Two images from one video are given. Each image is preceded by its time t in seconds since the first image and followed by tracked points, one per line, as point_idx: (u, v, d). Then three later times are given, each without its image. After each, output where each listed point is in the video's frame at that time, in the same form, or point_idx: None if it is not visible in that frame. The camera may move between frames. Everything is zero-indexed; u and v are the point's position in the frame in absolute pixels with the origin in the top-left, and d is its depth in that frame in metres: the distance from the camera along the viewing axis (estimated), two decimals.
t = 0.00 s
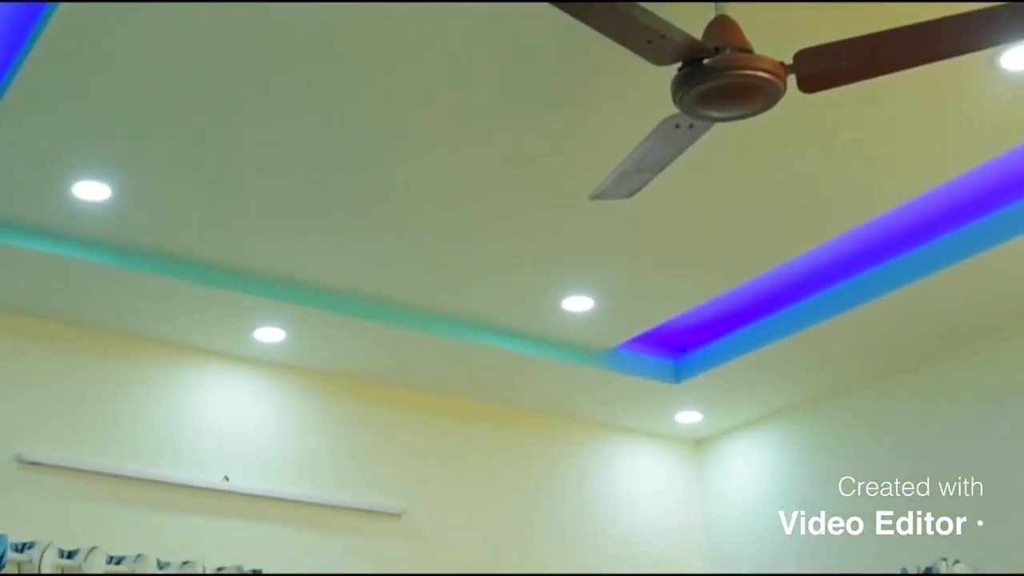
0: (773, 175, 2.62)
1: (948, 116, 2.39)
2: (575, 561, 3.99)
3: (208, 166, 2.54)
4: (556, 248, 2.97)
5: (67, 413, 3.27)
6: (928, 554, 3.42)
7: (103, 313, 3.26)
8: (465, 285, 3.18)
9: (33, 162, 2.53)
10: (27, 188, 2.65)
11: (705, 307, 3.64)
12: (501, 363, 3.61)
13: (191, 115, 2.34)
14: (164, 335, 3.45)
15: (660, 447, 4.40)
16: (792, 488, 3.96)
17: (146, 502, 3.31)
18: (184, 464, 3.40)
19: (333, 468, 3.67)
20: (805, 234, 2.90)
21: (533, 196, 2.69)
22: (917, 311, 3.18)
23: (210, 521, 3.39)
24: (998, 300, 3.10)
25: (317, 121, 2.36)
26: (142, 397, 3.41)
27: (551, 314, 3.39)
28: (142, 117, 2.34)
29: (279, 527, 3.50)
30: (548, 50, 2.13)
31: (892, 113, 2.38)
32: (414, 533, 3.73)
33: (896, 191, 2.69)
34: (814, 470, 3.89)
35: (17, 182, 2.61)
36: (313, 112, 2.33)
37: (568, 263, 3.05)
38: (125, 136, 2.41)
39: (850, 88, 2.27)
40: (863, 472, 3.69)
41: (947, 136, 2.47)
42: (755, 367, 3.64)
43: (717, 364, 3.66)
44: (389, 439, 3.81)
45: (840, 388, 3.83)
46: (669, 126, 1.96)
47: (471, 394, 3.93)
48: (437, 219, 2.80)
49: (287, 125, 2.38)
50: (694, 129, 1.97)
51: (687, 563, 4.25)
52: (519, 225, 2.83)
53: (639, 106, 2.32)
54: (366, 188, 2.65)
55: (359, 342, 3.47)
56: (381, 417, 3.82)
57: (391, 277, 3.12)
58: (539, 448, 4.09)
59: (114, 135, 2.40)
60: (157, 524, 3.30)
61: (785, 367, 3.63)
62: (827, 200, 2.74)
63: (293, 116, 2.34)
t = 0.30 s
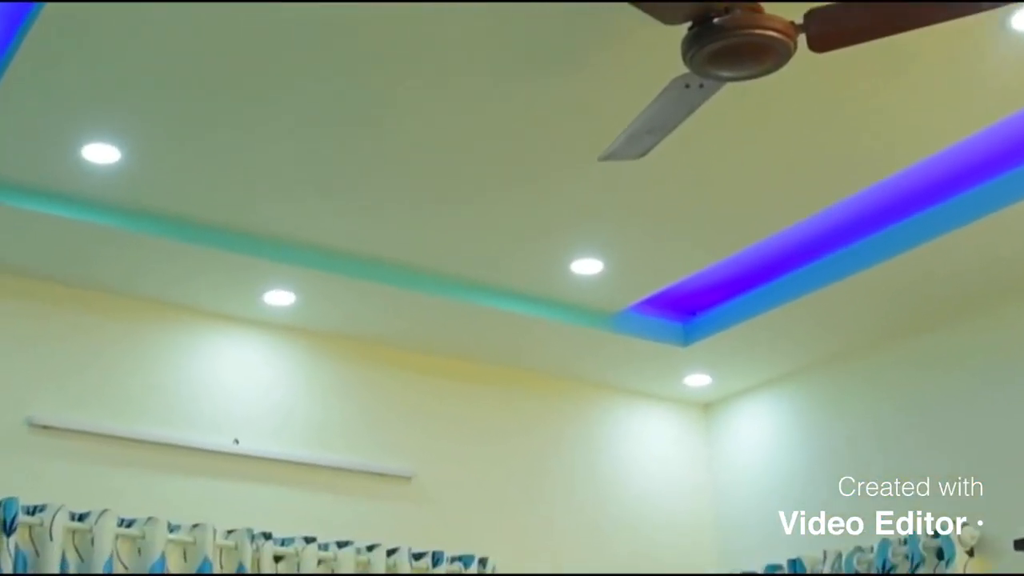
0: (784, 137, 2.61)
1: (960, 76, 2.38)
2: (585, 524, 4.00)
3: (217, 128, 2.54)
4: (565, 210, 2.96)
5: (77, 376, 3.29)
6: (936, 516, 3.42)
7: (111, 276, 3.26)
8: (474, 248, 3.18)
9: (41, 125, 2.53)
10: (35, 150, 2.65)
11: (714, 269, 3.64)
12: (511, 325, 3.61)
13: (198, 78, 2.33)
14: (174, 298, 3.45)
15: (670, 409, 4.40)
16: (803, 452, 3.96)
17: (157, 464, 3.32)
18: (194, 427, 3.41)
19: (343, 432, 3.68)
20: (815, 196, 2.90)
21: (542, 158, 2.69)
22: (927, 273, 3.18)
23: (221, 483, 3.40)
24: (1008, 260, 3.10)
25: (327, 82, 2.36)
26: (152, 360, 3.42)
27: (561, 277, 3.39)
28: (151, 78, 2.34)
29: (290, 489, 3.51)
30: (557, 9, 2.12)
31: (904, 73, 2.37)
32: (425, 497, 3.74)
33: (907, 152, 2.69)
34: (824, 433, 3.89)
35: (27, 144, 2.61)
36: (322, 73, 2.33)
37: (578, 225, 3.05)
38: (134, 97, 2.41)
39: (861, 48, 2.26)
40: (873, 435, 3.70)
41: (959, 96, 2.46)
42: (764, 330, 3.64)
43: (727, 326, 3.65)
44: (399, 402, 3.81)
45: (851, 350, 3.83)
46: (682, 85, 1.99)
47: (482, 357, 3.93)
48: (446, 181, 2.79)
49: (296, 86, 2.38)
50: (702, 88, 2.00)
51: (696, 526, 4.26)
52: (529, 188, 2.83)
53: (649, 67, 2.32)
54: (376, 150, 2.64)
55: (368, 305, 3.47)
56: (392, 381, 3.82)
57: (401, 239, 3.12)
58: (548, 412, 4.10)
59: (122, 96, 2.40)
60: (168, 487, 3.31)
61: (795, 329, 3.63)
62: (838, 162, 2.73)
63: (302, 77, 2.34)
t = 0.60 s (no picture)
0: (792, 109, 2.61)
1: (970, 48, 2.38)
2: (592, 495, 4.01)
3: (225, 100, 2.54)
4: (572, 183, 2.96)
5: (85, 348, 3.30)
6: (943, 487, 3.43)
7: (119, 249, 3.27)
8: (482, 219, 3.18)
9: (48, 97, 2.53)
10: (43, 122, 2.65)
11: (721, 241, 3.64)
12: (519, 297, 3.62)
13: (206, 50, 2.34)
14: (182, 270, 3.45)
15: (677, 380, 4.40)
16: (810, 424, 3.96)
17: (165, 435, 3.33)
18: (202, 399, 3.42)
19: (351, 403, 3.68)
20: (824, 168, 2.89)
21: (551, 130, 2.68)
22: (934, 245, 3.18)
23: (229, 455, 3.41)
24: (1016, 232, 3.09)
25: (334, 55, 2.36)
26: (160, 331, 3.43)
27: (568, 249, 3.39)
28: (157, 51, 2.34)
29: (297, 460, 3.52)
30: None
31: (912, 44, 2.36)
32: (432, 468, 3.75)
33: (916, 124, 2.68)
34: (831, 404, 3.90)
35: (35, 116, 2.61)
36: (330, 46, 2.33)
37: (586, 197, 3.05)
38: (140, 70, 2.41)
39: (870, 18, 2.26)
40: (880, 406, 3.70)
41: (968, 68, 2.45)
42: (772, 302, 3.64)
43: (733, 298, 3.66)
44: (407, 374, 3.82)
45: (859, 321, 3.83)
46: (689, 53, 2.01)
47: (490, 327, 3.93)
48: (454, 153, 2.79)
49: (303, 59, 2.38)
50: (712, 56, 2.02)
51: (703, 497, 4.26)
52: (536, 160, 2.83)
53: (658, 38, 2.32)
54: (383, 122, 2.64)
55: (377, 276, 3.47)
56: (400, 351, 3.83)
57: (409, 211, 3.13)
58: (556, 383, 4.10)
59: (130, 69, 2.40)
60: (176, 459, 3.32)
61: (802, 301, 3.63)
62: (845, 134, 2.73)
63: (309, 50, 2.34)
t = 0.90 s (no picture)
0: (800, 77, 2.60)
1: (978, 17, 2.37)
2: (600, 463, 4.01)
3: (232, 69, 2.54)
4: (579, 151, 2.96)
5: (93, 316, 3.31)
6: (950, 454, 3.44)
7: (127, 217, 3.27)
8: (490, 187, 3.18)
9: (54, 66, 2.53)
10: (50, 90, 2.65)
11: (729, 209, 3.63)
12: (527, 264, 3.61)
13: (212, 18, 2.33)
14: (190, 238, 3.45)
15: (686, 348, 4.40)
16: (819, 391, 3.96)
17: (174, 404, 3.33)
18: (210, 368, 3.42)
19: (359, 372, 3.69)
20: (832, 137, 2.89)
21: (558, 98, 2.68)
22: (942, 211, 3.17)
23: (238, 423, 3.42)
24: None
25: (340, 23, 2.36)
26: (169, 300, 3.43)
27: (576, 217, 3.39)
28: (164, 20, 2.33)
29: (306, 428, 3.52)
30: None
31: (920, 14, 2.36)
32: (441, 435, 3.76)
33: (925, 92, 2.67)
34: (839, 372, 3.89)
35: (42, 84, 2.61)
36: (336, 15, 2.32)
37: (593, 165, 3.04)
38: (147, 38, 2.41)
39: None
40: (889, 373, 3.70)
41: (977, 37, 2.44)
42: (780, 269, 3.64)
43: (742, 265, 3.66)
44: (415, 343, 3.82)
45: (867, 287, 3.82)
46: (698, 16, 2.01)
47: (498, 295, 3.93)
48: (462, 121, 2.79)
49: (310, 28, 2.37)
50: (720, 20, 2.01)
51: (711, 465, 4.26)
52: (542, 129, 2.82)
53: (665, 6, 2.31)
54: (390, 90, 2.64)
55: (385, 245, 3.47)
56: (408, 318, 3.83)
57: (416, 178, 3.12)
58: (564, 351, 4.10)
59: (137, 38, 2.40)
60: (184, 426, 3.33)
61: (810, 268, 3.62)
62: (854, 103, 2.72)
63: (315, 19, 2.34)
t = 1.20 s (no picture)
0: (806, 52, 2.60)
1: None
2: (607, 437, 4.02)
3: (238, 44, 2.54)
4: (585, 125, 2.95)
5: (101, 289, 3.31)
6: (956, 429, 3.44)
7: (134, 191, 3.28)
8: (496, 161, 3.18)
9: (61, 40, 2.53)
10: (57, 64, 2.65)
11: (736, 183, 3.62)
12: (533, 238, 3.61)
13: None
14: (196, 213, 3.45)
15: (693, 323, 4.40)
16: (825, 366, 3.96)
17: (182, 377, 3.34)
18: (217, 342, 3.43)
19: (365, 346, 3.69)
20: (838, 111, 2.89)
21: (564, 73, 2.68)
22: (950, 185, 3.17)
23: (246, 396, 3.43)
24: None
25: None
26: (176, 274, 3.43)
27: (583, 191, 3.39)
28: None
29: (313, 402, 3.53)
30: None
31: None
32: (448, 409, 3.76)
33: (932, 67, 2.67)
34: (846, 347, 3.89)
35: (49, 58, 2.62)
36: None
37: (599, 139, 3.04)
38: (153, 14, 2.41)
39: None
40: (895, 348, 3.70)
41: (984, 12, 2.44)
42: (786, 243, 3.64)
43: (749, 239, 3.65)
44: (422, 317, 3.83)
45: (874, 261, 3.82)
46: None
47: (504, 269, 3.93)
48: (468, 95, 2.79)
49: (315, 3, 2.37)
50: None
51: (718, 440, 4.27)
52: (550, 103, 2.82)
53: None
54: (397, 64, 2.64)
55: (391, 219, 3.47)
56: (415, 292, 3.84)
57: (423, 152, 3.12)
58: (571, 325, 4.10)
59: (142, 13, 2.40)
60: (191, 400, 3.34)
61: (817, 242, 3.62)
62: (861, 77, 2.72)
63: None
